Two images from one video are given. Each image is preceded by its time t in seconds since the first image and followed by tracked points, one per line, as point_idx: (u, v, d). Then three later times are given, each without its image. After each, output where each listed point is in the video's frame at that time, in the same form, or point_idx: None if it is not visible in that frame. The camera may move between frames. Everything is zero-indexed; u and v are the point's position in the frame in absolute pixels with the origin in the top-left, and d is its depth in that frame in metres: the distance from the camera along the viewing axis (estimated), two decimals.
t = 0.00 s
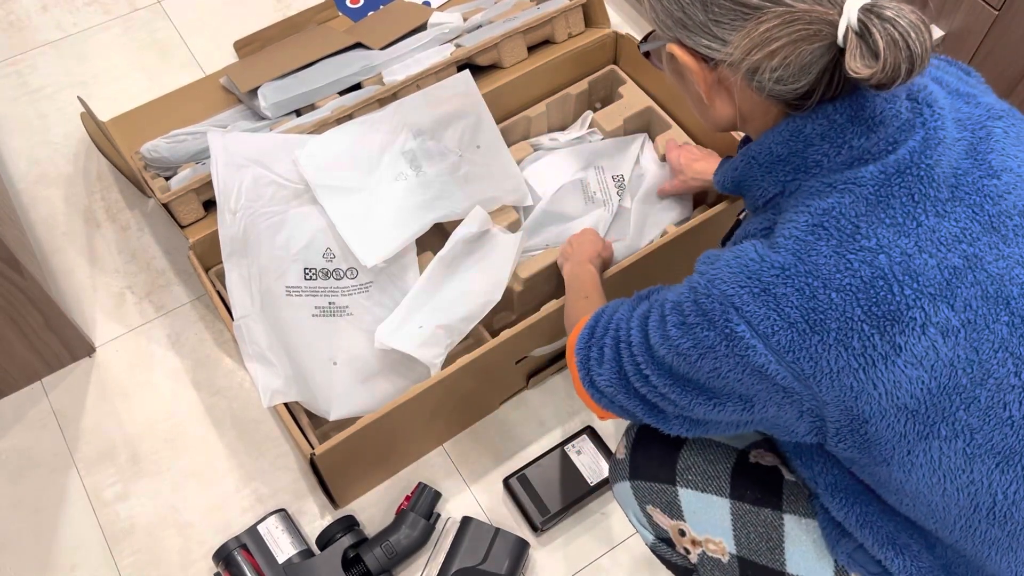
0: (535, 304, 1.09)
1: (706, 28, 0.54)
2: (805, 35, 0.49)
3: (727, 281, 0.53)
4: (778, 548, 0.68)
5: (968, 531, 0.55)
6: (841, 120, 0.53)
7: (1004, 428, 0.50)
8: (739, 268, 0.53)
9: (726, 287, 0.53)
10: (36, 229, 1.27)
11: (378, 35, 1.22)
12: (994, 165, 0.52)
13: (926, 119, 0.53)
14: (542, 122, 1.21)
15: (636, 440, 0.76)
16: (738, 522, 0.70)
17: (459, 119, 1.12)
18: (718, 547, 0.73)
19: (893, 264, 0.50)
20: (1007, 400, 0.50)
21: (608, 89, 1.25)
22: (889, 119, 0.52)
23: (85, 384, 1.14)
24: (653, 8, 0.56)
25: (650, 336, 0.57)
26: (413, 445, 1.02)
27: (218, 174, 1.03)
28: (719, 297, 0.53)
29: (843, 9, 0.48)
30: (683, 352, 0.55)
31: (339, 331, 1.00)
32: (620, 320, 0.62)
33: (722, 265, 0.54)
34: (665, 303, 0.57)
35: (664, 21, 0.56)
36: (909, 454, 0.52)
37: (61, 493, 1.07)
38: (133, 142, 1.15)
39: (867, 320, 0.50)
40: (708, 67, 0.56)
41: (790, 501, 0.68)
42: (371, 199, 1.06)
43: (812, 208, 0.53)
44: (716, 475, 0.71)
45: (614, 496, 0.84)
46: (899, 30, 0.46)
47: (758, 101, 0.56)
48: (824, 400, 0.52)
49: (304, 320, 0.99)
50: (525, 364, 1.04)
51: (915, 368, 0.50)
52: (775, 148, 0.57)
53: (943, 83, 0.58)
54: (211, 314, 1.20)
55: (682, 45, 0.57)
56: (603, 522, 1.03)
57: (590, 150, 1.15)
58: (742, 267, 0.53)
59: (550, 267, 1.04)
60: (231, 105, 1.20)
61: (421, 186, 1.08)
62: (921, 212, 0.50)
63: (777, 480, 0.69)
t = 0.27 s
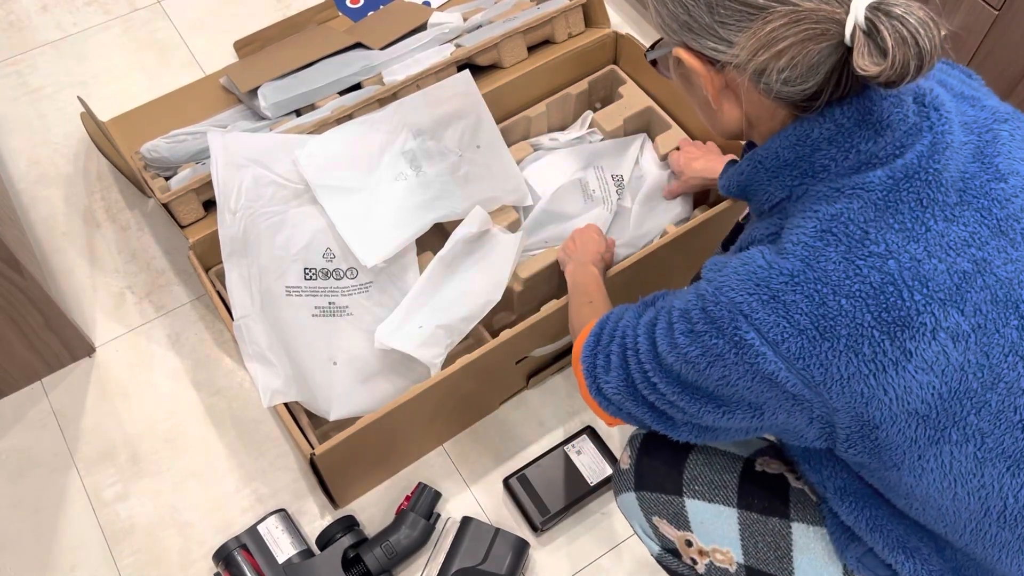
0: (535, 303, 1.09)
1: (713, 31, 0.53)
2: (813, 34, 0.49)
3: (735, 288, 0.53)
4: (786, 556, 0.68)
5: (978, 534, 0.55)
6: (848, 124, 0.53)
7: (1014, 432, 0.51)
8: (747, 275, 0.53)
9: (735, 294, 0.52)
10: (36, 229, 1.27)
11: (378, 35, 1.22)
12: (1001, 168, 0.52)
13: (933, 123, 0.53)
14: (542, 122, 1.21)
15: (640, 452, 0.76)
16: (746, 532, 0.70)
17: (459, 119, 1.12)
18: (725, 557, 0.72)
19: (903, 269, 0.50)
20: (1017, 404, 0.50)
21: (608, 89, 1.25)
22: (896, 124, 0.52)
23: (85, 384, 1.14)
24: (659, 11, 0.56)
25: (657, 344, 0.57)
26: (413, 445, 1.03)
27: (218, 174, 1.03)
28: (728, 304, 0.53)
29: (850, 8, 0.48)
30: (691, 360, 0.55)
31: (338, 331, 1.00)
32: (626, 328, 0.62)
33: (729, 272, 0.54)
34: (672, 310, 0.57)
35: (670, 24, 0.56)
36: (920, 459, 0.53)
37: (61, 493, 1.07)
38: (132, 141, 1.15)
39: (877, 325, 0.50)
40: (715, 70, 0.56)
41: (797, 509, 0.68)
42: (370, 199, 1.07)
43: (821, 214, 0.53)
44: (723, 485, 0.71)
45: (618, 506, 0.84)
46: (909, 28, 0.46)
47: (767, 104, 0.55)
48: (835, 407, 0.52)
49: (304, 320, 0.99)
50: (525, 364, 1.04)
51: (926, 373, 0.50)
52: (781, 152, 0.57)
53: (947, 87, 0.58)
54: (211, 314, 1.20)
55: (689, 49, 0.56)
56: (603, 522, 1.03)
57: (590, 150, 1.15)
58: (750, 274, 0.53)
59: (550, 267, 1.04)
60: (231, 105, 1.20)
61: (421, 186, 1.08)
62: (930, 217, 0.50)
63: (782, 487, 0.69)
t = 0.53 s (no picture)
0: (535, 303, 1.09)
1: (712, 36, 0.53)
2: (810, 41, 0.48)
3: (736, 295, 0.52)
4: (789, 560, 0.68)
5: (981, 538, 0.55)
6: (849, 129, 0.53)
7: (1016, 437, 0.51)
8: (748, 281, 0.53)
9: (736, 301, 0.52)
10: (36, 229, 1.27)
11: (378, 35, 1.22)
12: (1003, 172, 0.52)
13: (935, 127, 0.52)
14: (542, 122, 1.21)
15: (642, 454, 0.75)
16: (748, 534, 0.70)
17: (459, 119, 1.13)
18: (727, 559, 0.72)
19: (904, 274, 0.49)
20: (1019, 409, 0.50)
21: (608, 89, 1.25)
22: (897, 128, 0.52)
23: (85, 384, 1.14)
24: (658, 17, 0.56)
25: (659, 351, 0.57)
26: (413, 445, 1.02)
27: (218, 174, 1.03)
28: (729, 311, 0.53)
29: (849, 14, 0.47)
30: (694, 367, 0.55)
31: (338, 331, 1.00)
32: (628, 335, 0.62)
33: (730, 278, 0.54)
34: (674, 318, 0.56)
35: (670, 31, 0.56)
36: (922, 464, 0.53)
37: (61, 493, 1.07)
38: (133, 141, 1.15)
39: (878, 331, 0.50)
40: (715, 77, 0.56)
41: (800, 512, 0.68)
42: (370, 199, 1.06)
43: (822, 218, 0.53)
44: (726, 488, 0.71)
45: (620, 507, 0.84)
46: (906, 35, 0.46)
47: (767, 111, 0.55)
48: (838, 413, 0.52)
49: (304, 320, 0.99)
50: (525, 363, 1.04)
51: (928, 378, 0.50)
52: (781, 157, 0.56)
53: (949, 91, 0.58)
54: (211, 314, 1.20)
55: (688, 54, 0.56)
56: (603, 522, 1.03)
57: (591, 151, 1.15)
58: (751, 280, 0.53)
59: (550, 267, 1.04)
60: (231, 105, 1.20)
61: (421, 186, 1.08)
62: (930, 222, 0.50)
63: (786, 490, 0.69)
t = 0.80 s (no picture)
0: (535, 304, 1.09)
1: (710, 35, 0.53)
2: (805, 42, 0.49)
3: (736, 291, 0.52)
4: (785, 564, 0.68)
5: (977, 540, 0.55)
6: (849, 127, 0.52)
7: (1014, 438, 0.50)
8: (747, 278, 0.52)
9: (736, 297, 0.52)
10: (36, 229, 1.27)
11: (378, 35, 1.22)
12: (1003, 172, 0.52)
13: (935, 127, 0.52)
14: (541, 122, 1.21)
15: (638, 458, 0.75)
16: (744, 538, 0.70)
17: (457, 118, 1.12)
18: (723, 563, 0.72)
19: (903, 272, 0.49)
20: (1018, 409, 0.50)
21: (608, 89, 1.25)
22: (898, 127, 0.52)
23: (85, 384, 1.14)
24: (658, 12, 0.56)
25: (657, 349, 0.57)
26: (412, 445, 1.02)
27: (218, 174, 1.03)
28: (729, 307, 0.52)
29: (845, 17, 0.47)
30: (692, 364, 0.54)
31: (338, 331, 1.00)
32: (624, 334, 0.61)
33: (729, 275, 0.54)
34: (671, 316, 0.56)
35: (669, 25, 0.56)
36: (919, 464, 0.53)
37: (61, 493, 1.07)
38: (133, 142, 1.15)
39: (877, 328, 0.50)
40: (711, 74, 0.56)
41: (796, 516, 0.68)
42: (368, 199, 1.07)
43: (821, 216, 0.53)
44: (722, 491, 0.71)
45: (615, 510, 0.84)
46: (900, 41, 0.46)
47: (763, 109, 0.55)
48: (836, 410, 0.52)
49: (304, 320, 0.99)
50: (525, 363, 1.04)
51: (926, 377, 0.50)
52: (781, 156, 0.56)
53: (951, 92, 0.58)
54: (211, 314, 1.20)
55: (686, 52, 0.56)
56: (602, 522, 1.03)
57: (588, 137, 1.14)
58: (751, 277, 0.52)
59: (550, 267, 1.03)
60: (231, 105, 1.20)
61: (419, 187, 1.09)
62: (929, 220, 0.50)
63: (782, 493, 0.69)
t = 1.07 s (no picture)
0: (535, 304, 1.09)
1: (716, 21, 0.53)
2: (807, 37, 0.49)
3: (746, 286, 0.51)
4: (783, 562, 0.68)
5: (977, 539, 0.55)
6: (854, 123, 0.53)
7: (1016, 435, 0.51)
8: (755, 272, 0.51)
9: (745, 291, 0.51)
10: (35, 229, 1.27)
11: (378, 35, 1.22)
12: (1005, 168, 0.52)
13: (938, 123, 0.53)
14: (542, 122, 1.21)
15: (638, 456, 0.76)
16: (742, 536, 0.70)
17: (441, 125, 1.12)
18: (721, 561, 0.73)
19: (912, 265, 0.49)
20: (1020, 406, 0.50)
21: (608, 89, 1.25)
22: (902, 123, 0.52)
23: (85, 384, 1.14)
24: None
25: (660, 351, 0.55)
26: (412, 445, 1.02)
27: (218, 175, 1.03)
28: (739, 301, 0.51)
29: (849, 16, 0.48)
30: (699, 363, 0.52)
31: (339, 331, 1.00)
32: (618, 342, 0.60)
33: (736, 270, 0.52)
34: (674, 315, 0.54)
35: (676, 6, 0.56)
36: (922, 462, 0.52)
37: (61, 493, 1.07)
38: (133, 142, 1.15)
39: (888, 322, 0.49)
40: (714, 60, 0.56)
41: (794, 515, 0.67)
42: (352, 204, 1.05)
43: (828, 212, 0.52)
44: (720, 490, 0.71)
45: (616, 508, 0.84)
46: (899, 44, 0.46)
47: (762, 100, 0.55)
48: (843, 408, 0.51)
49: (304, 320, 0.99)
50: (525, 363, 1.04)
51: (933, 372, 0.49)
52: (787, 152, 0.56)
53: (953, 91, 0.58)
54: (211, 314, 1.20)
55: (691, 36, 0.56)
56: (602, 522, 1.03)
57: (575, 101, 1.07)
58: (760, 270, 0.51)
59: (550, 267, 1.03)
60: (231, 105, 1.20)
61: (403, 193, 1.06)
62: (936, 214, 0.50)
63: (781, 490, 0.69)
